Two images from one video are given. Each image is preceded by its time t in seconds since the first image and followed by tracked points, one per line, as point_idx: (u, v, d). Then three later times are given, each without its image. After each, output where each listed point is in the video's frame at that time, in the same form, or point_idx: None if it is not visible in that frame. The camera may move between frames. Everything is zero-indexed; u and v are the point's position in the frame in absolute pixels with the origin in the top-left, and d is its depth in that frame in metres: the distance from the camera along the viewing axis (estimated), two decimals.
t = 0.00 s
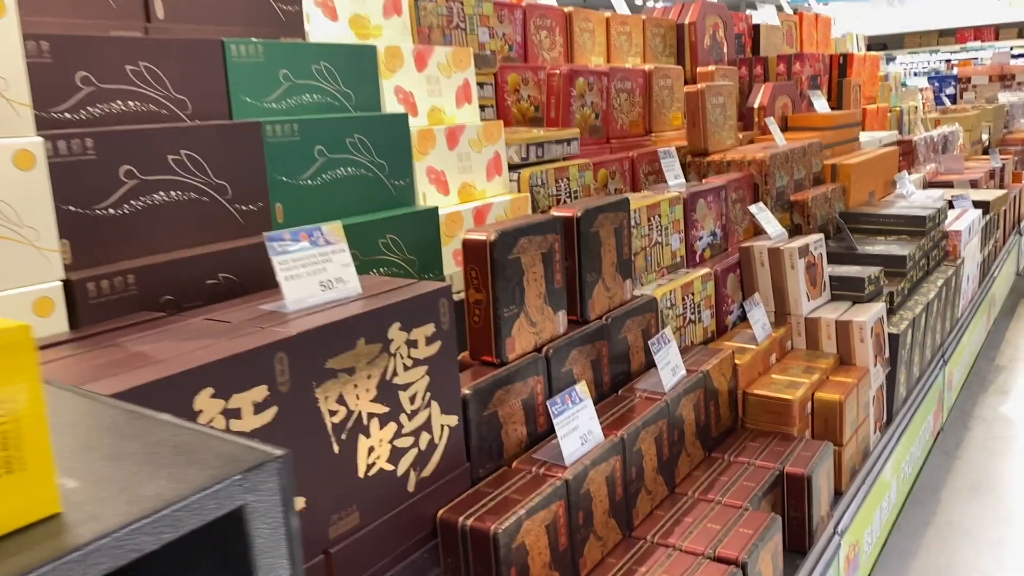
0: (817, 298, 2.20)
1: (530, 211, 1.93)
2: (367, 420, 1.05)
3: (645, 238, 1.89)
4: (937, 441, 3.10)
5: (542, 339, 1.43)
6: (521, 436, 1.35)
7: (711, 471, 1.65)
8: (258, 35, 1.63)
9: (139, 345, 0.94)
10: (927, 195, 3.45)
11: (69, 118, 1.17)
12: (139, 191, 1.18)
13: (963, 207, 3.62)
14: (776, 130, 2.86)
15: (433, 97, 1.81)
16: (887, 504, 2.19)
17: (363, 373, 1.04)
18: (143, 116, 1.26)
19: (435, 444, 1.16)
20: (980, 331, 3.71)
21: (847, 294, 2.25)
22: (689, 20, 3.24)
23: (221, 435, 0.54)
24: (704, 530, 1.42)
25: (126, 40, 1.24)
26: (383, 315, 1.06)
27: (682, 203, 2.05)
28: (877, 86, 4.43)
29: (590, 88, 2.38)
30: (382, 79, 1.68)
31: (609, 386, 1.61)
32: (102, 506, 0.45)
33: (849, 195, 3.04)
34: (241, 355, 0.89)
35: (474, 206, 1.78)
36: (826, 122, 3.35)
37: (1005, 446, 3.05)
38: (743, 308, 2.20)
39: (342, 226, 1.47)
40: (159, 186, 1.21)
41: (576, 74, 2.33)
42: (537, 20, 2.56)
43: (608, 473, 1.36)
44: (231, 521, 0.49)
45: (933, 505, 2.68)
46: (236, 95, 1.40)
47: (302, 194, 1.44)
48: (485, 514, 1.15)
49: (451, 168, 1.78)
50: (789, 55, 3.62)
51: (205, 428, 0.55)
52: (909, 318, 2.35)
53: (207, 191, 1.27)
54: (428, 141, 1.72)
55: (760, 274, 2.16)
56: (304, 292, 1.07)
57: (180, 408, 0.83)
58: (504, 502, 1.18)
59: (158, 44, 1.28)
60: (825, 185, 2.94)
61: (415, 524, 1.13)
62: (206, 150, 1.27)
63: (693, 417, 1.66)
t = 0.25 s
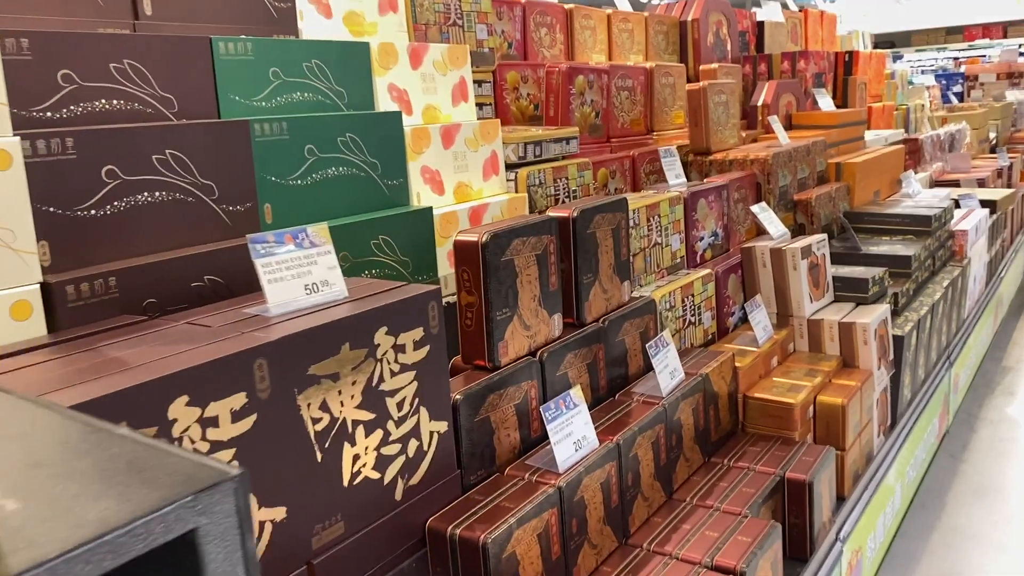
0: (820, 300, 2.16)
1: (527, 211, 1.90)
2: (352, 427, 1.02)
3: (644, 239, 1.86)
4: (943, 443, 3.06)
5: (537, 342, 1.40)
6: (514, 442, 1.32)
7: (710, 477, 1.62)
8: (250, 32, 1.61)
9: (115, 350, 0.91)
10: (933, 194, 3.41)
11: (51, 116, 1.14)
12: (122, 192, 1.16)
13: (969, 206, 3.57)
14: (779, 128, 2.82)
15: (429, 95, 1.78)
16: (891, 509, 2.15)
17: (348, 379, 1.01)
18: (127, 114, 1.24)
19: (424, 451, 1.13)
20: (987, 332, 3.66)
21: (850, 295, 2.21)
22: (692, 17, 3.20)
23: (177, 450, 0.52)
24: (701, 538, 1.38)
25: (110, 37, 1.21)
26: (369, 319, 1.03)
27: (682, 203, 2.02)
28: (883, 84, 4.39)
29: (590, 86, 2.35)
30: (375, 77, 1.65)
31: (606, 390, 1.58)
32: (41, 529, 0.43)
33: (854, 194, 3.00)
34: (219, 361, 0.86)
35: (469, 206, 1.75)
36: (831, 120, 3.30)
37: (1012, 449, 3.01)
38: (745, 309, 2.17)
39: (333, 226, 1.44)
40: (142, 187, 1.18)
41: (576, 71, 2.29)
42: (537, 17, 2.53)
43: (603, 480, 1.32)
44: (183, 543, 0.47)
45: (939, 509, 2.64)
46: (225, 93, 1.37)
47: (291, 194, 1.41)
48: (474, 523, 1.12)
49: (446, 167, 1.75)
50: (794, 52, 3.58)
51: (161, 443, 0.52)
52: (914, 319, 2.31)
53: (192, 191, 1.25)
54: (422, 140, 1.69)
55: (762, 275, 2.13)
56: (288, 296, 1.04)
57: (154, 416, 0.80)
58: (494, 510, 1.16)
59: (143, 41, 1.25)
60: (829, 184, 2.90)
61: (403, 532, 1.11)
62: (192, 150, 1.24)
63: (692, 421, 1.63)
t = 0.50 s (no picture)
0: (822, 303, 2.12)
1: (523, 213, 1.86)
2: (332, 438, 0.99)
3: (642, 240, 1.83)
4: (949, 447, 3.02)
5: (529, 348, 1.37)
6: (504, 450, 1.29)
7: (707, 485, 1.58)
8: (240, 31, 1.58)
9: (86, 360, 0.89)
10: (940, 194, 3.36)
11: (28, 117, 1.12)
12: (101, 195, 1.13)
13: (977, 206, 3.52)
14: (782, 127, 2.78)
15: (422, 94, 1.75)
16: (894, 516, 2.11)
17: (327, 388, 0.98)
18: (108, 115, 1.21)
19: (408, 462, 1.10)
20: (994, 334, 3.61)
21: (853, 298, 2.17)
22: (695, 15, 3.16)
23: (120, 474, 0.49)
24: (696, 548, 1.35)
25: (90, 36, 1.18)
26: (349, 327, 1.00)
27: (681, 204, 1.98)
28: (890, 82, 4.34)
29: (588, 85, 2.30)
30: (367, 76, 1.62)
31: (601, 396, 1.54)
32: None
33: (859, 194, 2.96)
34: (190, 372, 0.84)
35: (463, 208, 1.72)
36: (836, 119, 3.26)
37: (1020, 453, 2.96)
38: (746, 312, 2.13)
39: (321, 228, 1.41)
40: (123, 190, 1.16)
41: (575, 70, 2.26)
42: (536, 15, 2.50)
43: (595, 489, 1.29)
44: None
45: (944, 514, 2.59)
46: (210, 94, 1.34)
47: (278, 196, 1.38)
48: (460, 535, 1.09)
49: (440, 168, 1.72)
50: (798, 50, 3.54)
51: (104, 466, 0.50)
52: (919, 323, 2.27)
53: (175, 194, 1.22)
54: (415, 141, 1.66)
55: (763, 278, 2.09)
56: (267, 303, 1.01)
57: (120, 429, 0.78)
58: (482, 521, 1.12)
59: (125, 40, 1.23)
60: (833, 184, 2.86)
61: (387, 545, 1.08)
62: (174, 151, 1.22)
63: (689, 428, 1.60)
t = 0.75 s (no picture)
0: (824, 305, 2.09)
1: (518, 214, 1.83)
2: (314, 448, 0.97)
3: (639, 242, 1.79)
4: (954, 450, 2.98)
5: (520, 353, 1.34)
6: (494, 458, 1.26)
7: (704, 492, 1.55)
8: (229, 29, 1.55)
9: (59, 368, 0.86)
10: (946, 194, 3.32)
11: (6, 117, 1.09)
12: (81, 197, 1.11)
13: (983, 206, 3.48)
14: (785, 127, 2.74)
15: (416, 94, 1.72)
16: (897, 522, 2.08)
17: (308, 397, 0.95)
18: (90, 115, 1.18)
19: (394, 471, 1.07)
20: (1001, 335, 3.56)
21: (856, 301, 2.13)
22: (698, 13, 3.13)
23: (63, 499, 0.47)
24: (692, 558, 1.32)
25: (71, 35, 1.16)
26: (331, 334, 0.97)
27: (680, 205, 1.95)
28: (897, 80, 4.30)
29: (588, 83, 2.27)
30: (359, 75, 1.59)
31: (595, 401, 1.52)
32: None
33: (863, 194, 2.92)
34: (162, 382, 0.81)
35: (457, 209, 1.69)
36: (840, 118, 3.22)
37: None
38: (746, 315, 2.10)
39: (309, 231, 1.38)
40: (104, 192, 1.13)
41: (573, 69, 2.23)
42: (536, 13, 2.47)
43: (588, 498, 1.26)
44: None
45: (949, 519, 2.56)
46: (196, 93, 1.32)
47: (266, 198, 1.36)
48: (447, 547, 1.06)
49: (433, 168, 1.69)
50: (803, 48, 3.50)
51: (49, 490, 0.48)
52: (923, 326, 2.23)
53: (158, 196, 1.20)
54: (408, 141, 1.63)
55: (764, 280, 2.06)
56: (247, 309, 0.99)
57: (88, 442, 0.75)
58: (469, 532, 1.10)
59: (107, 38, 1.20)
60: (837, 184, 2.82)
61: (371, 556, 1.05)
62: (157, 152, 1.19)
63: (686, 433, 1.56)
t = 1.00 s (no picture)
0: (826, 309, 2.05)
1: (513, 217, 1.80)
2: (289, 461, 0.94)
3: (636, 245, 1.76)
4: (960, 455, 2.93)
5: (510, 360, 1.31)
6: (482, 468, 1.23)
7: (700, 501, 1.52)
8: (217, 29, 1.53)
9: (24, 379, 0.84)
10: (952, 194, 3.26)
11: None
12: (56, 201, 1.08)
13: (991, 207, 3.42)
14: (788, 126, 2.70)
15: (408, 93, 1.69)
16: (900, 530, 2.03)
17: (283, 408, 0.93)
18: (68, 117, 1.16)
19: (375, 483, 1.04)
20: (1008, 339, 3.51)
21: (858, 304, 2.09)
22: (701, 11, 3.09)
23: None
24: (685, 570, 1.29)
25: (49, 34, 1.13)
26: (307, 344, 0.94)
27: (679, 207, 1.91)
28: (904, 79, 4.24)
29: (586, 83, 2.24)
30: (349, 75, 1.56)
31: (589, 409, 1.48)
32: None
33: (868, 195, 2.87)
34: (127, 394, 0.78)
35: (449, 211, 1.66)
36: (845, 118, 3.17)
37: None
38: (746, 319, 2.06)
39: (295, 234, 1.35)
40: (81, 195, 1.11)
41: (572, 68, 2.19)
42: (534, 11, 2.43)
43: (577, 509, 1.23)
44: None
45: (954, 527, 2.51)
46: (178, 94, 1.29)
47: (251, 201, 1.33)
48: (429, 561, 1.03)
49: (425, 170, 1.66)
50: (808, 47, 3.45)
51: None
52: (927, 330, 2.19)
53: (137, 199, 1.17)
54: (399, 142, 1.60)
55: (765, 283, 2.02)
56: (222, 316, 0.96)
57: (48, 457, 0.72)
58: (452, 546, 1.07)
59: (86, 38, 1.17)
60: (841, 185, 2.78)
61: (351, 571, 1.02)
62: (136, 154, 1.16)
63: (682, 441, 1.53)
